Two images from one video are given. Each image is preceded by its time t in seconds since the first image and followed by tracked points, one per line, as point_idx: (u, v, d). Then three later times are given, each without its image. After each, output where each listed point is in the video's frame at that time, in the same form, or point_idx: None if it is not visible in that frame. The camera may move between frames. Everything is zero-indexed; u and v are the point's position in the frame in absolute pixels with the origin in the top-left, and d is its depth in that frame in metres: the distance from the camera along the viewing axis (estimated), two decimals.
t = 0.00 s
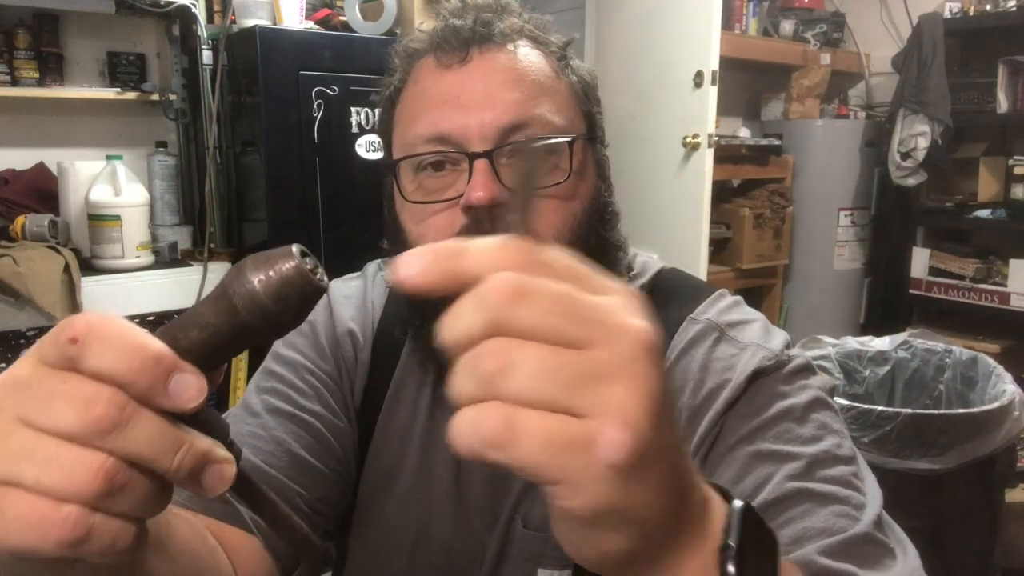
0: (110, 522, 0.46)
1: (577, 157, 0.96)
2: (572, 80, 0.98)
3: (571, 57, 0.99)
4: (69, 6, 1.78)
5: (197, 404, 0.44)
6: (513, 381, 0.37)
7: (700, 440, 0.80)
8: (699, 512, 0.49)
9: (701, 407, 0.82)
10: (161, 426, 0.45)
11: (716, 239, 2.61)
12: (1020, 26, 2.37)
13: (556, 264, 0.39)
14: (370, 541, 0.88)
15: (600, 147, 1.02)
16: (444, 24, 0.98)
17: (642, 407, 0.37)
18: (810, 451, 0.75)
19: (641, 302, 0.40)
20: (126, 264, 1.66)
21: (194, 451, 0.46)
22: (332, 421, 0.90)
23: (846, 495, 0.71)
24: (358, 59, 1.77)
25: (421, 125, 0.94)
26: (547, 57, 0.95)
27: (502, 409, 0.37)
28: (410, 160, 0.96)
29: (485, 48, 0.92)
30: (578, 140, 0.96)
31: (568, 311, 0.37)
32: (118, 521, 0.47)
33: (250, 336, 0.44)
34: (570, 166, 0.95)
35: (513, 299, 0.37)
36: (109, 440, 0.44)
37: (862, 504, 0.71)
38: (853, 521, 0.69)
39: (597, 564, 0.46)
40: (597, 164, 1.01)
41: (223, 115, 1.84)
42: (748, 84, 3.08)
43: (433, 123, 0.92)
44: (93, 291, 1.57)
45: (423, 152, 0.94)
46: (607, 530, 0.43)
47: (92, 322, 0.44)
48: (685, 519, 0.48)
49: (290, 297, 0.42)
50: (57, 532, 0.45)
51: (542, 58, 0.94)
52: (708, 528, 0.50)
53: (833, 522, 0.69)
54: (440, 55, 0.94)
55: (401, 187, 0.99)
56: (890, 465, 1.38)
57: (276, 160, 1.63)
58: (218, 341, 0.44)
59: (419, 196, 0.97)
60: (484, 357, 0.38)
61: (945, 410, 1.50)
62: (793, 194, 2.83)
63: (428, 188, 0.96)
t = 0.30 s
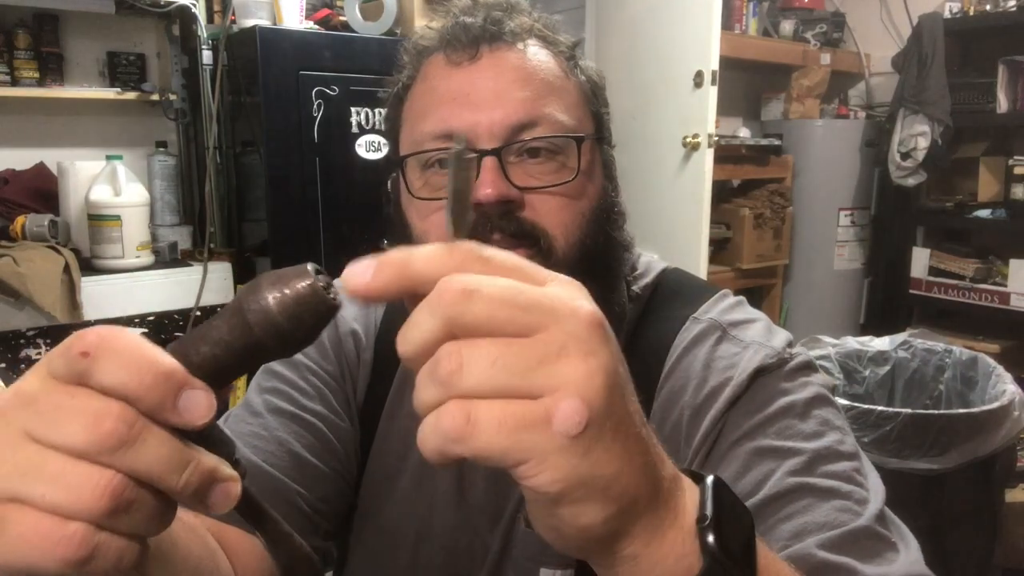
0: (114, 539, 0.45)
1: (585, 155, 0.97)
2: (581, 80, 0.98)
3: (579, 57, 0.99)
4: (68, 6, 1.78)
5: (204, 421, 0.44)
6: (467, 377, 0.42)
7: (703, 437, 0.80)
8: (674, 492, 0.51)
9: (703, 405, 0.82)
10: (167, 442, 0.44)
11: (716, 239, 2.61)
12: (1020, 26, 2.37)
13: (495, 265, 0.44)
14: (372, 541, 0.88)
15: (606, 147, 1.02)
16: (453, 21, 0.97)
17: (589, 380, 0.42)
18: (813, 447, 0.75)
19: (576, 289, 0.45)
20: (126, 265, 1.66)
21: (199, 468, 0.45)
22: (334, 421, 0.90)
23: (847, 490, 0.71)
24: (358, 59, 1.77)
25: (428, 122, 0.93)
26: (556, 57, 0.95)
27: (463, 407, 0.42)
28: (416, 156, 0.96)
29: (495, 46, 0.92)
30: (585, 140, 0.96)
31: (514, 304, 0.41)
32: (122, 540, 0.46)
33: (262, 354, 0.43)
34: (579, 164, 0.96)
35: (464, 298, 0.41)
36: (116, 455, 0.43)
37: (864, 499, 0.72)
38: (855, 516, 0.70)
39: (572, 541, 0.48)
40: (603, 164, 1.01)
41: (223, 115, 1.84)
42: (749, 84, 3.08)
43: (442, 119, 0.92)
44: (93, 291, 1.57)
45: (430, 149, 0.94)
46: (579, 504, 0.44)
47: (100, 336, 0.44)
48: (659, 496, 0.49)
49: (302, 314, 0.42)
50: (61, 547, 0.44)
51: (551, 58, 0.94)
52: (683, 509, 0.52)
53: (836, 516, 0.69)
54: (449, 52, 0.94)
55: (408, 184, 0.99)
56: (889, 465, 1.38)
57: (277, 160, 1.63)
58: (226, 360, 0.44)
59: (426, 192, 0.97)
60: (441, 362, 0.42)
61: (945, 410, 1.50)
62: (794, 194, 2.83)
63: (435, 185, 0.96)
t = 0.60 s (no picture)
0: (105, 487, 0.44)
1: (587, 155, 0.97)
2: (584, 79, 0.98)
3: (581, 56, 0.99)
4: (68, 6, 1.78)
5: (213, 383, 0.43)
6: (480, 388, 0.42)
7: (706, 436, 0.80)
8: (691, 494, 0.52)
9: (706, 404, 0.82)
10: (175, 398, 0.43)
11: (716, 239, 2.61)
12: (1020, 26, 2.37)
13: (511, 261, 0.43)
14: (375, 541, 0.88)
15: (607, 147, 1.02)
16: (456, 21, 0.97)
17: (605, 389, 0.42)
18: (817, 443, 0.75)
19: (589, 292, 0.45)
20: (126, 264, 1.66)
21: (201, 437, 0.44)
22: (336, 422, 0.91)
23: (851, 485, 0.71)
24: (359, 58, 1.76)
25: (431, 123, 0.94)
26: (558, 57, 0.95)
27: (476, 419, 0.42)
28: (419, 156, 0.96)
29: (498, 45, 0.92)
30: (588, 140, 0.96)
31: (527, 312, 0.42)
32: (114, 488, 0.45)
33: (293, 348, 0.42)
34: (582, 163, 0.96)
35: (474, 308, 0.42)
36: (128, 396, 0.43)
37: (869, 494, 0.72)
38: (860, 511, 0.70)
39: (593, 551, 0.48)
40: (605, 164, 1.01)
41: (223, 115, 1.84)
42: (749, 83, 3.08)
43: (444, 119, 0.92)
44: (93, 291, 1.57)
45: (433, 148, 0.94)
46: (599, 515, 0.45)
47: (152, 287, 0.45)
48: (677, 500, 0.50)
49: (332, 318, 0.41)
50: (57, 476, 0.44)
51: (553, 57, 0.94)
52: (700, 509, 0.53)
53: (841, 512, 0.69)
54: (452, 51, 0.94)
55: (411, 183, 0.99)
56: (890, 465, 1.38)
57: (276, 160, 1.63)
58: (255, 348, 0.42)
59: (429, 191, 0.97)
60: (454, 374, 0.42)
61: (945, 410, 1.50)
62: (794, 194, 2.83)
63: (438, 184, 0.97)
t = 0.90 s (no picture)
0: (106, 465, 0.45)
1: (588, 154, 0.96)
2: (584, 79, 0.98)
3: (582, 56, 0.99)
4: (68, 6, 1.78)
5: (217, 367, 0.42)
6: (479, 377, 0.42)
7: (706, 434, 0.80)
8: (690, 482, 0.52)
9: (706, 402, 0.81)
10: (179, 381, 0.43)
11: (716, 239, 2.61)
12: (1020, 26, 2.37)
13: (512, 246, 0.43)
14: (375, 541, 0.88)
15: (608, 146, 1.02)
16: (457, 20, 0.97)
17: (603, 375, 0.42)
18: (817, 438, 0.75)
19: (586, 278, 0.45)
20: (126, 265, 1.66)
21: (203, 424, 0.43)
22: (338, 422, 0.90)
23: (851, 480, 0.71)
24: (359, 58, 1.76)
25: (431, 122, 0.94)
26: (559, 57, 0.95)
27: (475, 407, 0.42)
28: (420, 155, 0.96)
29: (499, 45, 0.92)
30: (590, 139, 0.96)
31: (525, 299, 0.42)
32: (114, 469, 0.45)
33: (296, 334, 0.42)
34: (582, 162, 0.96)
35: (472, 299, 0.42)
36: (132, 377, 0.43)
37: (869, 489, 0.72)
38: (861, 505, 0.70)
39: (595, 539, 0.48)
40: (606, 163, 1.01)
41: (223, 115, 1.84)
42: (749, 84, 3.08)
43: (445, 119, 0.92)
44: (93, 291, 1.57)
45: (435, 147, 0.94)
46: (601, 501, 0.45)
47: (167, 274, 0.46)
48: (676, 488, 0.50)
49: (331, 302, 0.40)
50: (63, 451, 0.45)
51: (554, 56, 0.94)
52: (699, 496, 0.53)
53: (841, 506, 0.69)
54: (453, 51, 0.94)
55: (412, 183, 0.99)
56: (890, 464, 1.37)
57: (276, 159, 1.63)
58: (258, 332, 0.42)
59: (430, 190, 0.97)
60: (452, 363, 0.42)
61: (945, 410, 1.50)
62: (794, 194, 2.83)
63: (440, 183, 0.97)
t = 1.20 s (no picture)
0: (93, 441, 0.45)
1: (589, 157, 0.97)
2: (584, 80, 0.98)
3: (582, 57, 0.99)
4: (68, 6, 1.78)
5: (202, 352, 0.42)
6: (510, 367, 0.39)
7: (708, 435, 0.80)
8: (688, 473, 0.51)
9: (706, 404, 0.82)
10: (170, 364, 0.43)
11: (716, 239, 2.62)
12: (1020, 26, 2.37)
13: (532, 247, 0.40)
14: (376, 541, 0.88)
15: (608, 146, 1.02)
16: (457, 21, 0.97)
17: (631, 368, 0.40)
18: (818, 441, 0.75)
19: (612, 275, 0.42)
20: (126, 265, 1.66)
21: (186, 407, 0.43)
22: (334, 423, 0.90)
23: (852, 482, 0.72)
24: (358, 58, 1.77)
25: (432, 123, 0.94)
26: (559, 58, 0.95)
27: (504, 400, 0.39)
28: (420, 157, 0.96)
29: (499, 46, 0.92)
30: (590, 141, 0.96)
31: (557, 292, 0.39)
32: (99, 447, 0.45)
33: (288, 331, 0.41)
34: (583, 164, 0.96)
35: (503, 289, 0.39)
36: (125, 357, 0.44)
37: (870, 492, 0.72)
38: (861, 508, 0.70)
39: (601, 533, 0.47)
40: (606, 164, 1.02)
41: (223, 115, 1.84)
42: (749, 84, 3.08)
43: (446, 120, 0.92)
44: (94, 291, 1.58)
45: (435, 149, 0.93)
46: (616, 490, 0.44)
47: (171, 262, 0.47)
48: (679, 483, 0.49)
49: (319, 307, 0.39)
50: (51, 424, 0.45)
51: (554, 57, 0.94)
52: (696, 491, 0.52)
53: (841, 509, 0.70)
54: (453, 52, 0.94)
55: (412, 184, 0.99)
56: (890, 464, 1.37)
57: (276, 160, 1.63)
58: (249, 326, 0.42)
59: (430, 192, 0.96)
60: (480, 351, 0.39)
61: (945, 410, 1.50)
62: (793, 194, 2.83)
63: (439, 185, 0.95)
